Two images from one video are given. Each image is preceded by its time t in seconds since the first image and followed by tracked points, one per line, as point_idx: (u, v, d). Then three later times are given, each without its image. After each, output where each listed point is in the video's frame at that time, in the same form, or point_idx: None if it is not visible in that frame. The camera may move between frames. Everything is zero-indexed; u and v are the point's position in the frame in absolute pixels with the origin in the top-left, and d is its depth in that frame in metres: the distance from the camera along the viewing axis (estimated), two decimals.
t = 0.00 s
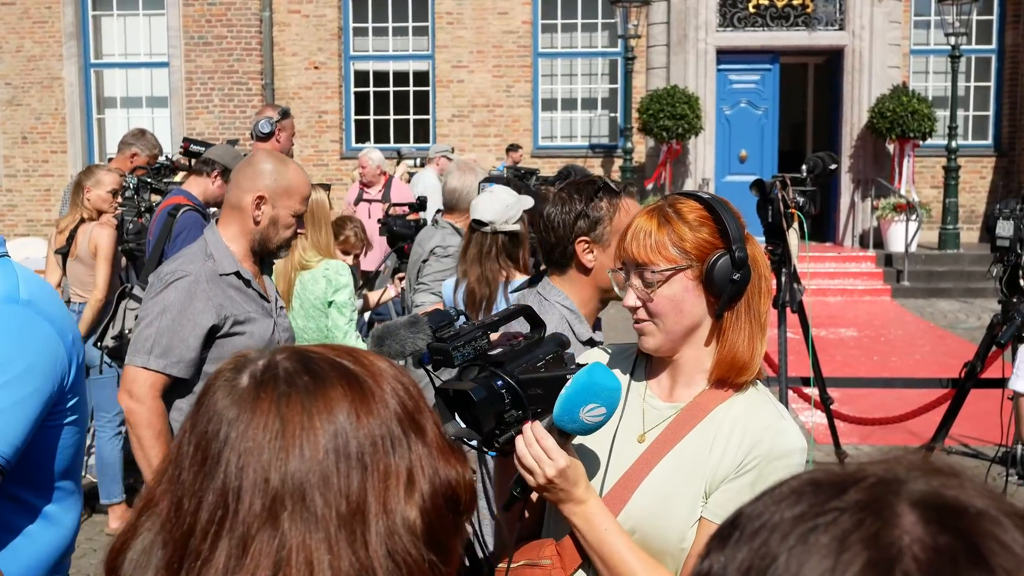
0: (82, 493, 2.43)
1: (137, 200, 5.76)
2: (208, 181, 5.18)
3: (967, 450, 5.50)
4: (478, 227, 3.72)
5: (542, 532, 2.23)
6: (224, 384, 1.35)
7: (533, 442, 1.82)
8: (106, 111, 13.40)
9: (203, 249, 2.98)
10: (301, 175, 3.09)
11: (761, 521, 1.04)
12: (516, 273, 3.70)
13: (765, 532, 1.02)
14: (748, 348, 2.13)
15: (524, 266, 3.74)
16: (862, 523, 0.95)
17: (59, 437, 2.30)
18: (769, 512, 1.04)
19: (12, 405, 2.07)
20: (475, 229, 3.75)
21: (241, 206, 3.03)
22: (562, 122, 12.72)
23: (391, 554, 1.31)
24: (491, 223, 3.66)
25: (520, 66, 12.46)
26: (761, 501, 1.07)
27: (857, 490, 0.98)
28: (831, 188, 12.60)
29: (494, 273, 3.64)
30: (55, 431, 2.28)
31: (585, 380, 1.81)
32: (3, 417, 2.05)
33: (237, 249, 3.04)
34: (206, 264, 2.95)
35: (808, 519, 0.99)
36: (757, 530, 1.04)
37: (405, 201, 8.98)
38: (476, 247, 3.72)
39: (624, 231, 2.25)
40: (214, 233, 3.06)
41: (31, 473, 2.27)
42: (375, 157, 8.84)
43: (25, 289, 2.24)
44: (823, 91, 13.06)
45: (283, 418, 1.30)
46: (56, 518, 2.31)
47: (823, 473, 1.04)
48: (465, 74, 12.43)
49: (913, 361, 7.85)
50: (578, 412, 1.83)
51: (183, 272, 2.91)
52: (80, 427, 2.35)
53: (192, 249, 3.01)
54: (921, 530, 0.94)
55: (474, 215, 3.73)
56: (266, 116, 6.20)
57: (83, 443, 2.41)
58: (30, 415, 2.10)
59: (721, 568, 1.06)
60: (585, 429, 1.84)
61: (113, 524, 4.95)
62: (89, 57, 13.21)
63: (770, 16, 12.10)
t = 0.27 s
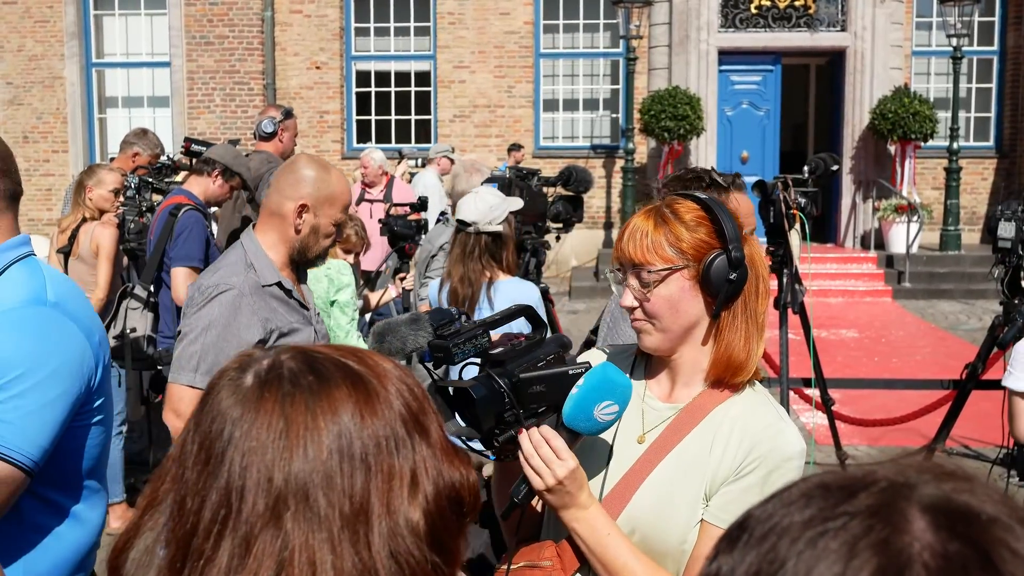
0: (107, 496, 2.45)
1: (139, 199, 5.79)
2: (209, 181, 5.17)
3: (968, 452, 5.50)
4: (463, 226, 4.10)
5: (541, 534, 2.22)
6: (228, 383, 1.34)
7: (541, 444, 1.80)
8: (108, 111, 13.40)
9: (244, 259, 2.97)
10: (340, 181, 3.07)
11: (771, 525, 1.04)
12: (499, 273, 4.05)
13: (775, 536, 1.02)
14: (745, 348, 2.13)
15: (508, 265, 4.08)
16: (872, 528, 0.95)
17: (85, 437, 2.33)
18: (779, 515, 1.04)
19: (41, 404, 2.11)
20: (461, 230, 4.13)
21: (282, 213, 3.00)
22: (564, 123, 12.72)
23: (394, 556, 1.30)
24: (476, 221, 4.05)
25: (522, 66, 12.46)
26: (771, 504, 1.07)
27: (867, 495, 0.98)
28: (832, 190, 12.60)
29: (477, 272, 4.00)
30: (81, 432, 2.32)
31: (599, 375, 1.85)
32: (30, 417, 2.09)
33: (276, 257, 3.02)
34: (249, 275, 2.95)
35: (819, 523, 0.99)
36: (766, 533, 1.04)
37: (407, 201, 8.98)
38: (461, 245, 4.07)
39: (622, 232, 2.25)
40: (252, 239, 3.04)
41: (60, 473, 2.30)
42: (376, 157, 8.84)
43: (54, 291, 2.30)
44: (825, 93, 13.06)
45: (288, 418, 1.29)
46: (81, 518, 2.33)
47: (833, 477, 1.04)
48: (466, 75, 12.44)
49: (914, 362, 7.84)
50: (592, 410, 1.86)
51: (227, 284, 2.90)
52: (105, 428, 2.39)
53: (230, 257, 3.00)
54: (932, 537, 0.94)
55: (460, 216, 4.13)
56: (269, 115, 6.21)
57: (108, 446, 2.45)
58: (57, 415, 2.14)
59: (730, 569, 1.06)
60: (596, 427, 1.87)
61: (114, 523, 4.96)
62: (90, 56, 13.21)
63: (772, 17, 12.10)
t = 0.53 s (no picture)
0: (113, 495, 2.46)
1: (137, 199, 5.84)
2: (206, 180, 5.17)
3: (965, 454, 5.51)
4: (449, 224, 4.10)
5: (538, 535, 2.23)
6: (228, 382, 1.34)
7: (534, 450, 1.81)
8: (106, 110, 13.40)
9: (277, 264, 2.96)
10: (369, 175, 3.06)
11: (775, 528, 1.04)
12: (484, 272, 4.04)
13: (780, 538, 1.02)
14: (740, 349, 2.13)
15: (493, 265, 4.07)
16: (877, 532, 0.95)
17: (100, 436, 2.34)
18: (783, 517, 1.04)
19: (63, 404, 2.12)
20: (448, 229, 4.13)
21: (312, 214, 2.99)
22: (562, 123, 12.72)
23: (392, 557, 1.31)
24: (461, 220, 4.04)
25: (521, 67, 12.46)
26: (775, 505, 1.07)
27: (871, 498, 0.98)
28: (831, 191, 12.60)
29: (461, 272, 4.01)
30: (97, 431, 2.33)
31: (585, 378, 1.85)
32: (51, 416, 2.10)
33: (307, 260, 3.02)
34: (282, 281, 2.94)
35: (824, 526, 0.99)
36: (770, 535, 1.04)
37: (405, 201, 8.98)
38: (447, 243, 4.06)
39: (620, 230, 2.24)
40: (280, 243, 3.03)
41: (77, 472, 2.29)
42: (375, 157, 8.84)
43: (72, 291, 2.30)
44: (824, 95, 13.07)
45: (287, 417, 1.29)
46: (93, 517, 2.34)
47: (837, 480, 1.04)
48: (466, 75, 12.44)
49: (912, 364, 7.85)
50: (581, 412, 1.86)
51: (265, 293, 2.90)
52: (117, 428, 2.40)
53: (260, 263, 2.98)
54: (937, 541, 0.93)
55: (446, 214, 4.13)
56: (269, 115, 6.21)
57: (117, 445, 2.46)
58: (77, 415, 2.15)
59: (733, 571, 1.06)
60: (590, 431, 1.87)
61: (112, 523, 4.96)
62: (89, 55, 13.20)
63: (771, 19, 12.11)
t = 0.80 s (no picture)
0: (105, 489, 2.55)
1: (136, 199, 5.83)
2: (203, 180, 5.16)
3: (963, 454, 5.51)
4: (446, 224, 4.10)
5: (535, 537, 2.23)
6: (226, 382, 1.34)
7: (583, 416, 1.86)
8: (104, 111, 13.39)
9: (296, 270, 2.95)
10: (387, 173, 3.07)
11: (776, 526, 1.04)
12: (482, 273, 4.06)
13: (782, 536, 1.02)
14: (735, 350, 2.13)
15: (491, 265, 4.10)
16: (881, 531, 0.95)
17: (100, 428, 2.44)
18: (787, 516, 1.04)
19: (73, 397, 2.22)
20: (444, 229, 4.13)
21: (333, 216, 2.97)
22: (560, 124, 12.72)
23: (390, 558, 1.30)
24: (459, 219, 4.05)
25: (519, 67, 12.46)
26: (778, 504, 1.07)
27: (874, 497, 0.98)
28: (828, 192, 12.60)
29: (459, 272, 4.01)
30: (98, 425, 2.43)
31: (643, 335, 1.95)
32: (62, 408, 2.20)
33: (327, 263, 3.00)
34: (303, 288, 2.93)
35: (827, 523, 0.99)
36: (772, 533, 1.04)
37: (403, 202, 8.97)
38: (444, 244, 4.06)
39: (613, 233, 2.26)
40: (298, 247, 3.01)
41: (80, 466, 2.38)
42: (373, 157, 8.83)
43: (75, 288, 2.40)
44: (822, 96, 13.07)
45: (285, 416, 1.29)
46: (92, 506, 2.45)
47: (840, 479, 1.04)
48: (464, 76, 12.44)
49: (909, 364, 7.85)
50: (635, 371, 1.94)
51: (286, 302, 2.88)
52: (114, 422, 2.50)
53: (278, 270, 2.96)
54: (940, 540, 0.94)
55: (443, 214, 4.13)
56: (267, 116, 6.20)
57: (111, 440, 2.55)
58: (85, 407, 2.26)
59: (734, 570, 1.06)
60: (642, 391, 1.94)
61: (109, 523, 4.94)
62: (87, 56, 13.19)
63: (769, 19, 12.12)
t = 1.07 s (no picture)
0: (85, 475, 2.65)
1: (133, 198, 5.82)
2: (202, 180, 5.16)
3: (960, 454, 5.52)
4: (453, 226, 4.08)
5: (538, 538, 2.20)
6: (223, 383, 1.34)
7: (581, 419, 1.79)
8: (103, 110, 13.38)
9: (325, 274, 2.95)
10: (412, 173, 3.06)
11: (777, 526, 1.04)
12: (489, 272, 4.05)
13: (784, 533, 1.02)
14: (735, 347, 2.15)
15: (497, 264, 4.10)
16: (882, 530, 0.95)
17: (83, 419, 2.55)
18: (789, 514, 1.04)
19: (58, 389, 2.32)
20: (451, 230, 4.17)
21: (356, 218, 2.99)
22: (559, 124, 12.72)
23: (388, 560, 1.31)
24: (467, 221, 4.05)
25: (517, 67, 12.45)
26: (781, 503, 1.06)
27: (876, 497, 0.98)
28: (827, 192, 12.60)
29: (466, 272, 4.00)
30: (81, 417, 2.53)
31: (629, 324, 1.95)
32: (47, 401, 2.30)
33: (357, 267, 3.02)
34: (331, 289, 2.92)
35: (828, 522, 0.99)
36: (774, 532, 1.04)
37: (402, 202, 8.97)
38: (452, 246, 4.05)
39: (609, 234, 2.24)
40: (329, 251, 3.03)
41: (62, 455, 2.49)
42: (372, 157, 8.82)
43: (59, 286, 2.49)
44: (821, 97, 13.07)
45: (281, 418, 1.29)
46: (73, 493, 2.55)
47: (842, 479, 1.05)
48: (462, 76, 12.43)
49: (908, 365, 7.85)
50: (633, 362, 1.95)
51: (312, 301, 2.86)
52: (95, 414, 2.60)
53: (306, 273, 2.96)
54: (941, 538, 0.94)
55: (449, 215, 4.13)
56: (265, 115, 6.19)
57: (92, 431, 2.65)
58: (70, 399, 2.35)
59: (735, 569, 1.06)
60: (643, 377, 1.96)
61: (107, 523, 4.94)
62: (85, 55, 13.19)
63: (768, 19, 12.12)
